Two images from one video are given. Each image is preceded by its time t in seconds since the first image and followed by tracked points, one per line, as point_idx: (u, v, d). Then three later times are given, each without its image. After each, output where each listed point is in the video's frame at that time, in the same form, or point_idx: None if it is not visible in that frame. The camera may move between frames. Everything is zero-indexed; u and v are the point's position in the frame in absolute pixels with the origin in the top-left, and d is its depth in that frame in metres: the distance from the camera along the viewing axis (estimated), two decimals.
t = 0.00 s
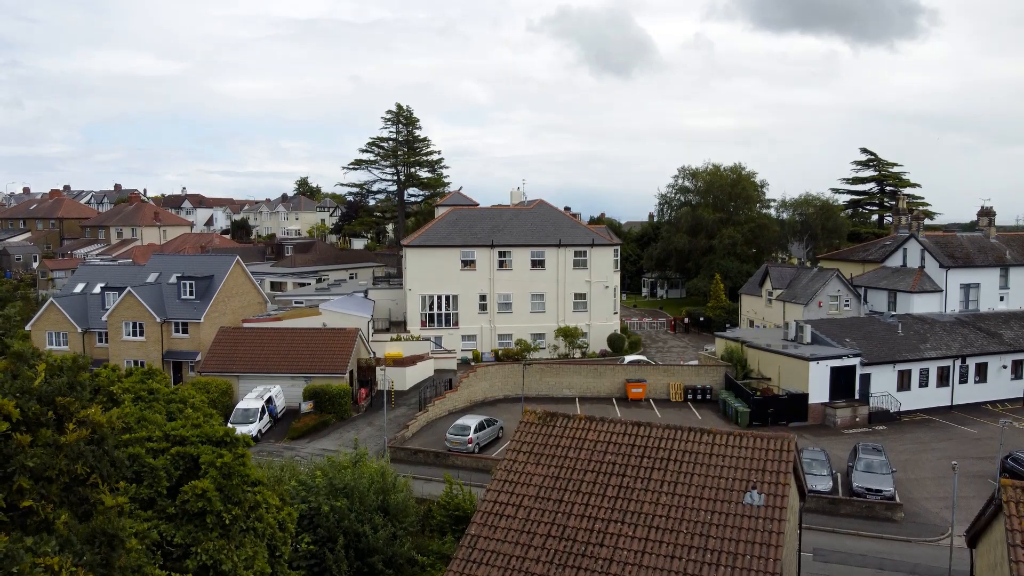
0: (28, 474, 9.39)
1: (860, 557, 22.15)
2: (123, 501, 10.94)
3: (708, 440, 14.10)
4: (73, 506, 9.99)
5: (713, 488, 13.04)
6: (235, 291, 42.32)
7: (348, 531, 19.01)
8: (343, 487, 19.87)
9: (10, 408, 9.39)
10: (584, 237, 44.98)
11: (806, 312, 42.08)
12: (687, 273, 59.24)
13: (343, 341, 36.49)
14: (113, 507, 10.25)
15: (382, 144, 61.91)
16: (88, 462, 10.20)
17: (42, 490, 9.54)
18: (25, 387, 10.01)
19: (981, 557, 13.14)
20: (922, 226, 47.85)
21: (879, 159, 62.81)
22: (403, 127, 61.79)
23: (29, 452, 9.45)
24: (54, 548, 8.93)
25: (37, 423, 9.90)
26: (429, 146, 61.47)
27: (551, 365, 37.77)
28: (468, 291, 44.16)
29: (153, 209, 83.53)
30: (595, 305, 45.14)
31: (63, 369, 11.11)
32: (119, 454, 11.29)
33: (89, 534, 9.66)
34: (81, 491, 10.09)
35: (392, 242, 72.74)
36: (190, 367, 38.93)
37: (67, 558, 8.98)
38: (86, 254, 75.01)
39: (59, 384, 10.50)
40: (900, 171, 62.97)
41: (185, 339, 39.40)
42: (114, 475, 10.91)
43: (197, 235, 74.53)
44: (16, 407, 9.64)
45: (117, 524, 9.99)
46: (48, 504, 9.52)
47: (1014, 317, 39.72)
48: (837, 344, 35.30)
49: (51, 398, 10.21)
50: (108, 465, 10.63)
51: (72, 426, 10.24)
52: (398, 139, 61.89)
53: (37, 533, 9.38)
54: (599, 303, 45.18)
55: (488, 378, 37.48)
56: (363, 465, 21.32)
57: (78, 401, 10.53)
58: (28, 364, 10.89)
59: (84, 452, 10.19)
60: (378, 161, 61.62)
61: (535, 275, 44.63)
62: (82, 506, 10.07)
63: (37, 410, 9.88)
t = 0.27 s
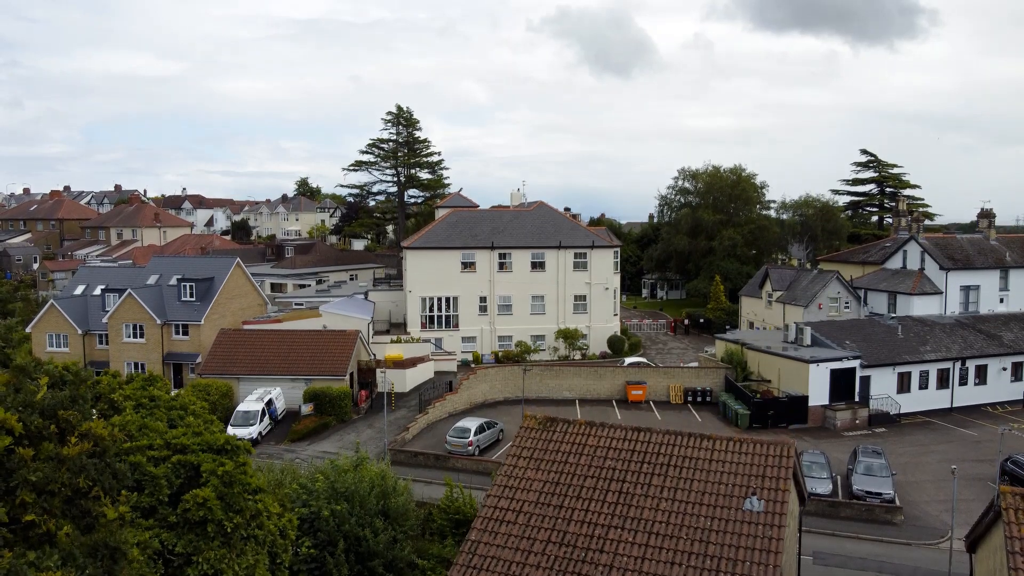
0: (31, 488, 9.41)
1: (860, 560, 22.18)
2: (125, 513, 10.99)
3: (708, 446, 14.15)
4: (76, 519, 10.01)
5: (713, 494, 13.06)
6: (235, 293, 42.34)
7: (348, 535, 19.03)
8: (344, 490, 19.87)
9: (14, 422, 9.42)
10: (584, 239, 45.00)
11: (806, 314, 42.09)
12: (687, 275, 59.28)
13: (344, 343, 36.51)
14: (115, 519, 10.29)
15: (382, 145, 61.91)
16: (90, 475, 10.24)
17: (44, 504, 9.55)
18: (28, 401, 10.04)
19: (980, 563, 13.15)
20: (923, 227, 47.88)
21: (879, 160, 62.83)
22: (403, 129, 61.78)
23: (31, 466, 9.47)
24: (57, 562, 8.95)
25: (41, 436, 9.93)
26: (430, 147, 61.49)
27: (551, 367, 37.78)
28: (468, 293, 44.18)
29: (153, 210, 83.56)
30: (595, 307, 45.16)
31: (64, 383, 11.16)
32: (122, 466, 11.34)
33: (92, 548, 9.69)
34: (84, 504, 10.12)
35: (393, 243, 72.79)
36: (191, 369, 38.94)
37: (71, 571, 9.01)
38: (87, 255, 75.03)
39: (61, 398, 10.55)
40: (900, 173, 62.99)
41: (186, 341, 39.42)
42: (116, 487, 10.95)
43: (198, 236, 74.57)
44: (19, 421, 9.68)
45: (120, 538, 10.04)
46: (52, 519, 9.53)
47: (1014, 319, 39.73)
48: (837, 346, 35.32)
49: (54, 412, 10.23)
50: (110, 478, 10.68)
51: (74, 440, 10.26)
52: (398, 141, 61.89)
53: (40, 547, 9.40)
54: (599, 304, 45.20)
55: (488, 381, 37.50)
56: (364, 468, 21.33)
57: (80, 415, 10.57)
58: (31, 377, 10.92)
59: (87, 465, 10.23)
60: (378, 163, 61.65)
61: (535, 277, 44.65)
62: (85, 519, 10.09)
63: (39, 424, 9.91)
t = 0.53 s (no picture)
0: (35, 504, 9.44)
1: (860, 564, 22.20)
2: (127, 526, 11.04)
3: (708, 452, 14.18)
4: (78, 532, 10.03)
5: (713, 501, 13.08)
6: (235, 295, 42.35)
7: (349, 539, 19.05)
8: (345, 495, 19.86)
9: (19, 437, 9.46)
10: (584, 241, 45.03)
11: (806, 316, 42.11)
12: (687, 276, 59.31)
13: (344, 346, 36.52)
14: (117, 533, 10.35)
15: (382, 147, 61.91)
16: (93, 489, 10.27)
17: (47, 519, 9.57)
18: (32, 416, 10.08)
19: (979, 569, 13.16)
20: (923, 229, 47.91)
21: (879, 162, 62.86)
22: (403, 130, 61.79)
23: (35, 481, 9.51)
24: None
25: (45, 451, 9.98)
26: (430, 149, 61.51)
27: (551, 370, 37.80)
28: (468, 295, 44.20)
29: (154, 211, 83.60)
30: (595, 309, 45.19)
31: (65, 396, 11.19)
32: (124, 479, 11.39)
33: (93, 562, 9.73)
34: (87, 518, 10.15)
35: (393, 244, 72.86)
36: (191, 371, 38.93)
37: None
38: (87, 257, 75.06)
39: (65, 411, 10.59)
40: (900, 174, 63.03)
41: (186, 343, 39.42)
42: (118, 500, 11.00)
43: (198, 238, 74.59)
44: (21, 436, 9.68)
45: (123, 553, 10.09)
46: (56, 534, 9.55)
47: (1014, 322, 39.76)
48: (837, 349, 35.32)
49: (57, 425, 10.28)
50: (113, 491, 10.72)
51: (77, 454, 10.30)
52: (398, 142, 61.91)
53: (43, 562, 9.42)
54: (599, 306, 45.23)
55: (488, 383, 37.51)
56: (364, 472, 21.34)
57: (82, 429, 10.61)
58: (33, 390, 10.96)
59: (90, 479, 10.27)
60: (379, 164, 61.66)
61: (535, 279, 44.67)
62: (87, 532, 10.12)
63: (42, 438, 9.94)
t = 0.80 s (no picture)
0: (37, 520, 9.47)
1: (860, 567, 22.22)
2: (127, 539, 11.11)
3: (708, 458, 14.21)
4: (80, 546, 10.05)
5: (713, 507, 13.11)
6: (235, 297, 42.38)
7: (349, 543, 19.09)
8: (345, 499, 19.89)
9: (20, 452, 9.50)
10: (584, 243, 45.07)
11: (806, 318, 42.14)
12: (686, 277, 59.34)
13: (344, 348, 36.54)
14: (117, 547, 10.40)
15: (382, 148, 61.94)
16: (94, 504, 10.31)
17: (48, 534, 9.60)
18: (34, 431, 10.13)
19: None
20: (923, 232, 47.93)
21: (879, 163, 62.88)
22: (403, 132, 61.83)
23: (36, 497, 9.54)
24: None
25: (46, 466, 10.02)
26: (430, 150, 61.55)
27: (551, 372, 37.82)
28: (468, 297, 44.23)
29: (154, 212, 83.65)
30: (595, 311, 45.21)
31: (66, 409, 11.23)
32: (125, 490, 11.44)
33: None
34: (89, 532, 10.20)
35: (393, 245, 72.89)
36: (191, 374, 38.96)
37: None
38: (87, 258, 75.10)
39: (65, 425, 10.63)
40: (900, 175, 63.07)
41: (186, 345, 39.43)
42: (119, 513, 11.04)
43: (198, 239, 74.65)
44: (23, 450, 9.69)
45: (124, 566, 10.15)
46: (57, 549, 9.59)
47: (1014, 324, 39.79)
48: (837, 351, 35.33)
49: (58, 440, 10.33)
50: (114, 504, 10.76)
51: (79, 468, 10.34)
52: (398, 144, 61.95)
53: None
54: (599, 308, 45.25)
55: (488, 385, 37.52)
56: (365, 475, 21.37)
57: (83, 442, 10.65)
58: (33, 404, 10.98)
59: (91, 493, 10.31)
60: (379, 166, 61.70)
61: (535, 281, 44.70)
62: (88, 547, 10.15)
63: (44, 453, 9.99)
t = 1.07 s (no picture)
0: (37, 535, 9.48)
1: (859, 571, 22.25)
2: (128, 551, 11.12)
3: (708, 464, 14.25)
4: (82, 560, 10.06)
5: (713, 514, 13.13)
6: (235, 299, 42.40)
7: (350, 548, 19.11)
8: (346, 503, 19.91)
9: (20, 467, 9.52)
10: (584, 245, 45.09)
11: (806, 320, 42.17)
12: (687, 279, 59.38)
13: (344, 351, 36.57)
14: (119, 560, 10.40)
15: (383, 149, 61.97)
16: (96, 517, 10.31)
17: (49, 549, 9.61)
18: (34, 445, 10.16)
19: None
20: (922, 233, 47.96)
21: (879, 165, 62.92)
22: (403, 133, 61.86)
23: (37, 511, 9.55)
24: None
25: (48, 481, 10.05)
26: (430, 152, 61.61)
27: (551, 374, 37.85)
28: (468, 299, 44.26)
29: (154, 213, 83.71)
30: (595, 313, 45.23)
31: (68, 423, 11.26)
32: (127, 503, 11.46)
33: None
34: (92, 545, 10.20)
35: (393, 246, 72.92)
36: (191, 376, 39.00)
37: None
38: (87, 259, 75.16)
39: (67, 439, 10.65)
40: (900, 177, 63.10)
41: (186, 347, 39.46)
42: (121, 525, 11.06)
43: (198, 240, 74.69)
44: (25, 466, 9.78)
45: None
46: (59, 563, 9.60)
47: (1014, 326, 39.81)
48: (837, 353, 35.36)
49: (59, 454, 10.36)
50: (117, 517, 10.77)
51: (80, 481, 10.36)
52: (398, 145, 61.99)
53: None
54: (599, 310, 45.27)
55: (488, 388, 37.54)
56: (365, 479, 21.40)
57: (85, 456, 10.67)
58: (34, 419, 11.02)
59: (93, 506, 10.32)
60: (379, 167, 61.73)
61: (535, 283, 44.72)
62: (90, 560, 10.14)
63: (45, 467, 10.03)
